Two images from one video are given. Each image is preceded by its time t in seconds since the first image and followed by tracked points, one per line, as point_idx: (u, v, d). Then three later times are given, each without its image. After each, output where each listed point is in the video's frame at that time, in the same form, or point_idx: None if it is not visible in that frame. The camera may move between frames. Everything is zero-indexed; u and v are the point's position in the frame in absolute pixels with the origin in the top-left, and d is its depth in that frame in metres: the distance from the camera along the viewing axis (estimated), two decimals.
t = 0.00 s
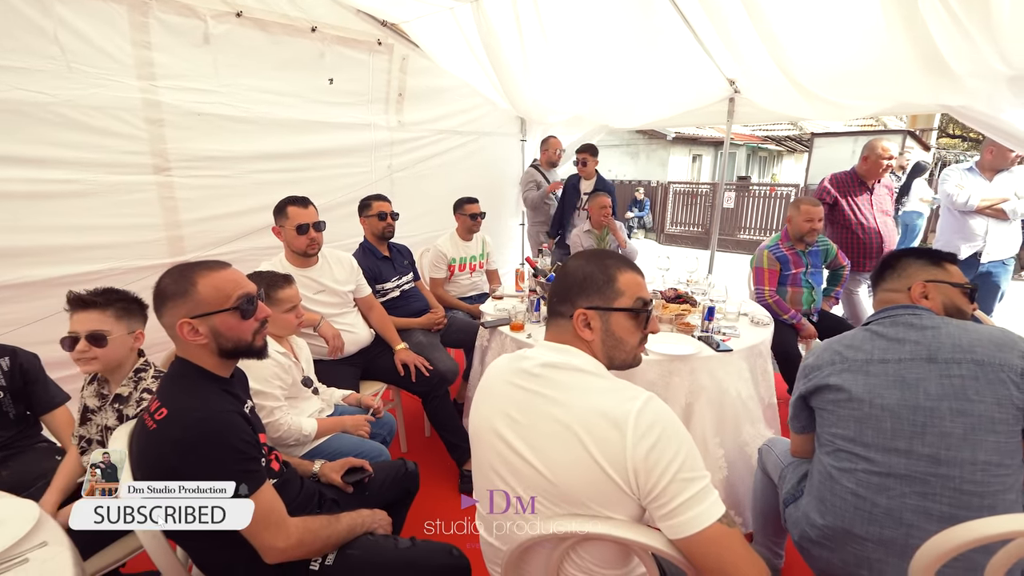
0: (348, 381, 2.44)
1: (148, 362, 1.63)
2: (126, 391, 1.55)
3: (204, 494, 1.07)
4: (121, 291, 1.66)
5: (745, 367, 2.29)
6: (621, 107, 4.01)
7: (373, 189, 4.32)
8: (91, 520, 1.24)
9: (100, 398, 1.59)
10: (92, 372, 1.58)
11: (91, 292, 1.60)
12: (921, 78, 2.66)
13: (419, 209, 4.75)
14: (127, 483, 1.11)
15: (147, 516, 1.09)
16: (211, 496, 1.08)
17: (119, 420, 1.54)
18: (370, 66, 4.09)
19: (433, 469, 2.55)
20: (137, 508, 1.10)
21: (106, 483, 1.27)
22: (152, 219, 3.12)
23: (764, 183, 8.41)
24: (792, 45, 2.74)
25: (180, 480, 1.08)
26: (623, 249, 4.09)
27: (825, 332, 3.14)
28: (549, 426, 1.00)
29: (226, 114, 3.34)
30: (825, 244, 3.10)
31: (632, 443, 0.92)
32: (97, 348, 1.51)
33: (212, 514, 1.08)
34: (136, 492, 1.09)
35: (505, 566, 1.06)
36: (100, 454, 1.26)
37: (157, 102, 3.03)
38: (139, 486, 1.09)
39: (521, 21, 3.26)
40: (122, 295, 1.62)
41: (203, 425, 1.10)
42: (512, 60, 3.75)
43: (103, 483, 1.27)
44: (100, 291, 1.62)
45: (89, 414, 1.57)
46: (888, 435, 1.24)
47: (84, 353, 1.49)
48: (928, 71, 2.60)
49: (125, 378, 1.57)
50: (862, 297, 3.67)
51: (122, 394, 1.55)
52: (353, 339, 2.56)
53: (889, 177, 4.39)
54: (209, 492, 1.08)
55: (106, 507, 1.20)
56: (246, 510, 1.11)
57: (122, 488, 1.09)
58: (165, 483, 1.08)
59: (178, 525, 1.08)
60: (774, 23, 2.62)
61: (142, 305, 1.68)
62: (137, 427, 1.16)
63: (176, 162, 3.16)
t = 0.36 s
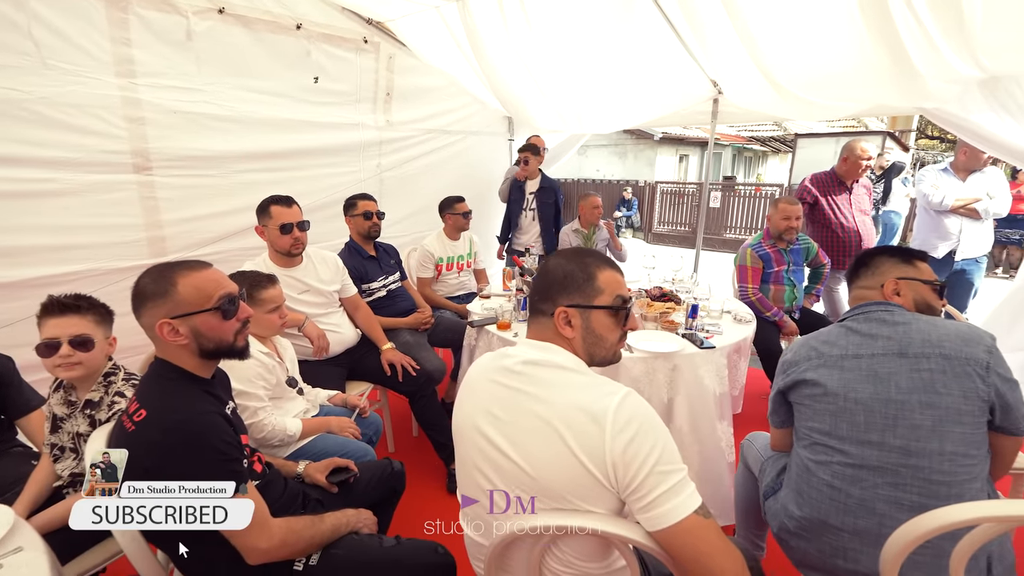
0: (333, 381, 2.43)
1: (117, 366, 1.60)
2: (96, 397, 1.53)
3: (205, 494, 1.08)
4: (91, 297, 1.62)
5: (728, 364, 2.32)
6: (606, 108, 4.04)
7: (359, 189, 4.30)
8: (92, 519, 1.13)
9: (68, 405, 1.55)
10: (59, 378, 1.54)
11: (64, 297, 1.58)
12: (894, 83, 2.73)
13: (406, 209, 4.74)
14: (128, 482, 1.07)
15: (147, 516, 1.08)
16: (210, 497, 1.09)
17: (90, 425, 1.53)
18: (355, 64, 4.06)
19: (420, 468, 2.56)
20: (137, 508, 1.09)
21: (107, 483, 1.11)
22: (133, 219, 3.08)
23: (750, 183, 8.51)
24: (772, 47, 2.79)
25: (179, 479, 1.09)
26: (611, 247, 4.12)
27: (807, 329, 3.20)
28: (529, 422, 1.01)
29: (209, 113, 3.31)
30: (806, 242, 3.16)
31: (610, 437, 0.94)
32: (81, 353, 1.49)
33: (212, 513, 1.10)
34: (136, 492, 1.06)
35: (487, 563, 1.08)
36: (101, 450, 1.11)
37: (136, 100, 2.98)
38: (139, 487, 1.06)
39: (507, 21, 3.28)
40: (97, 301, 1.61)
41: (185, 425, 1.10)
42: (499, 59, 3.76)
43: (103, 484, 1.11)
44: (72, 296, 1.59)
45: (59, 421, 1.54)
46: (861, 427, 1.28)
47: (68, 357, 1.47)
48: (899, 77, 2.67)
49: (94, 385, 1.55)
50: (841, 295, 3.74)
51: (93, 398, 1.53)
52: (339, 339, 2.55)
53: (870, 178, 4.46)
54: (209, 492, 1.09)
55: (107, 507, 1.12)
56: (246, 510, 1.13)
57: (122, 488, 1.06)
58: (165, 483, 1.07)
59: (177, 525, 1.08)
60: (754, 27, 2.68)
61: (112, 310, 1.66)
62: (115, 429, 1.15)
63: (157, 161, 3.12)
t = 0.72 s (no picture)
0: (305, 384, 2.39)
1: (68, 370, 1.57)
2: (47, 404, 1.49)
3: (205, 494, 1.10)
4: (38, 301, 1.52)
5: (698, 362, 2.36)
6: (580, 108, 4.07)
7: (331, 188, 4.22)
8: (93, 519, 1.02)
9: (17, 414, 1.48)
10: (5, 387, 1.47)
11: (7, 301, 1.46)
12: (855, 88, 2.83)
13: (380, 208, 4.69)
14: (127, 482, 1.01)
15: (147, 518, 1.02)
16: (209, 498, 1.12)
17: (42, 434, 1.48)
18: (326, 61, 3.99)
19: (395, 471, 2.53)
20: (137, 509, 1.02)
21: (108, 484, 1.02)
22: (92, 220, 2.96)
23: (723, 183, 8.67)
24: (740, 49, 2.84)
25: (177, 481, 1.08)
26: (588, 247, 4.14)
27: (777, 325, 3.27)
28: (501, 422, 1.00)
29: (172, 109, 3.21)
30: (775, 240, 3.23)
31: (581, 436, 0.94)
32: (32, 364, 1.43)
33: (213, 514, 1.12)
34: (136, 492, 1.01)
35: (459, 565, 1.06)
36: (101, 449, 1.03)
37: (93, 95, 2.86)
38: (139, 487, 1.02)
39: (481, 19, 3.27)
40: (44, 306, 1.53)
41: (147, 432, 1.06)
42: (472, 58, 3.74)
43: (104, 483, 1.02)
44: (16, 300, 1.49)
45: (5, 433, 1.47)
46: (826, 421, 1.31)
47: (19, 370, 1.41)
48: (861, 81, 2.76)
49: (45, 392, 1.50)
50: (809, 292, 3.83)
51: (42, 406, 1.49)
52: (310, 341, 2.50)
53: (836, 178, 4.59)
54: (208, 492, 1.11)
55: (109, 506, 1.01)
56: (242, 509, 1.16)
57: (122, 488, 1.01)
58: (164, 483, 1.06)
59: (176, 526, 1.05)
60: (720, 29, 2.74)
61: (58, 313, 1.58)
62: (69, 439, 1.10)
63: (116, 159, 3.00)
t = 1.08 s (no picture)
0: (264, 393, 2.31)
1: None
2: None
3: (202, 494, 1.17)
4: None
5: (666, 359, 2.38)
6: (542, 108, 4.09)
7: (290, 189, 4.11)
8: (92, 519, 0.96)
9: None
10: None
11: None
12: (804, 92, 2.96)
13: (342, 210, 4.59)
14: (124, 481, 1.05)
15: (146, 517, 1.04)
16: (207, 497, 1.19)
17: None
18: (280, 58, 3.87)
19: (361, 479, 2.48)
20: (135, 510, 1.02)
21: (108, 484, 1.01)
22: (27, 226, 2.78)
23: (684, 182, 8.89)
24: (696, 54, 2.92)
25: (173, 482, 1.13)
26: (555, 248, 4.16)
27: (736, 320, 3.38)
28: (466, 429, 1.00)
29: (115, 108, 3.04)
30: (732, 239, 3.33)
31: (545, 439, 0.95)
32: None
33: (211, 513, 1.20)
34: (136, 492, 1.06)
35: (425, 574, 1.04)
36: (100, 449, 1.03)
37: (26, 93, 2.68)
38: (139, 486, 1.07)
39: (442, 18, 3.24)
40: None
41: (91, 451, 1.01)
42: (434, 58, 3.71)
43: (104, 483, 1.00)
44: None
45: None
46: (780, 414, 1.36)
47: None
48: (808, 86, 2.88)
49: None
50: (766, 288, 3.97)
51: None
52: (269, 348, 2.42)
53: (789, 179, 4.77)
54: (207, 493, 1.21)
55: (111, 506, 0.97)
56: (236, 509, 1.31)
57: (122, 488, 1.03)
58: (163, 484, 1.10)
59: (175, 527, 1.08)
60: (677, 35, 2.80)
61: None
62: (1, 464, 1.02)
63: (54, 160, 2.83)
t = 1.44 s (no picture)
0: (211, 407, 2.18)
1: None
2: None
3: (203, 494, 1.17)
4: None
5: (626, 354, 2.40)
6: (498, 104, 4.07)
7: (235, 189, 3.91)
8: (93, 520, 0.98)
9: None
10: None
11: None
12: (750, 92, 3.07)
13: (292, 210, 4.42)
14: (125, 482, 1.15)
15: (148, 516, 1.13)
16: (206, 497, 1.17)
17: None
18: (221, 51, 3.67)
19: (319, 492, 2.38)
20: (136, 509, 1.12)
21: (108, 484, 1.12)
22: None
23: (638, 181, 9.08)
24: (647, 56, 2.97)
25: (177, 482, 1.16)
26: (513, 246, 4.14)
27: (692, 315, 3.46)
28: (429, 440, 0.95)
29: (33, 101, 2.80)
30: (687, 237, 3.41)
31: (512, 445, 0.92)
32: None
33: (210, 513, 1.17)
34: (136, 492, 1.13)
35: None
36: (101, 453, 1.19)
37: None
38: (140, 487, 1.14)
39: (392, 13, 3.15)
40: None
41: (7, 484, 0.90)
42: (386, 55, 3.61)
43: (104, 483, 1.10)
44: None
45: None
46: (740, 407, 1.38)
47: None
48: (754, 87, 2.99)
49: None
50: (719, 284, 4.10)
51: None
52: (216, 358, 2.29)
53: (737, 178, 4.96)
54: (208, 493, 1.19)
55: (110, 506, 1.03)
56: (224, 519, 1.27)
57: (121, 489, 1.11)
58: (164, 485, 1.15)
59: (177, 526, 1.14)
60: (630, 38, 2.84)
61: None
62: None
63: None
